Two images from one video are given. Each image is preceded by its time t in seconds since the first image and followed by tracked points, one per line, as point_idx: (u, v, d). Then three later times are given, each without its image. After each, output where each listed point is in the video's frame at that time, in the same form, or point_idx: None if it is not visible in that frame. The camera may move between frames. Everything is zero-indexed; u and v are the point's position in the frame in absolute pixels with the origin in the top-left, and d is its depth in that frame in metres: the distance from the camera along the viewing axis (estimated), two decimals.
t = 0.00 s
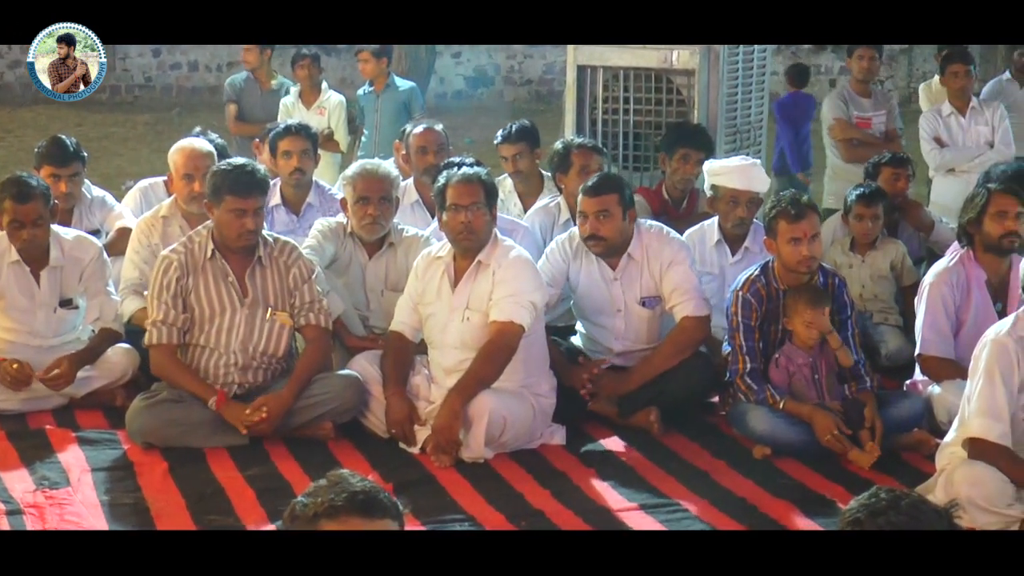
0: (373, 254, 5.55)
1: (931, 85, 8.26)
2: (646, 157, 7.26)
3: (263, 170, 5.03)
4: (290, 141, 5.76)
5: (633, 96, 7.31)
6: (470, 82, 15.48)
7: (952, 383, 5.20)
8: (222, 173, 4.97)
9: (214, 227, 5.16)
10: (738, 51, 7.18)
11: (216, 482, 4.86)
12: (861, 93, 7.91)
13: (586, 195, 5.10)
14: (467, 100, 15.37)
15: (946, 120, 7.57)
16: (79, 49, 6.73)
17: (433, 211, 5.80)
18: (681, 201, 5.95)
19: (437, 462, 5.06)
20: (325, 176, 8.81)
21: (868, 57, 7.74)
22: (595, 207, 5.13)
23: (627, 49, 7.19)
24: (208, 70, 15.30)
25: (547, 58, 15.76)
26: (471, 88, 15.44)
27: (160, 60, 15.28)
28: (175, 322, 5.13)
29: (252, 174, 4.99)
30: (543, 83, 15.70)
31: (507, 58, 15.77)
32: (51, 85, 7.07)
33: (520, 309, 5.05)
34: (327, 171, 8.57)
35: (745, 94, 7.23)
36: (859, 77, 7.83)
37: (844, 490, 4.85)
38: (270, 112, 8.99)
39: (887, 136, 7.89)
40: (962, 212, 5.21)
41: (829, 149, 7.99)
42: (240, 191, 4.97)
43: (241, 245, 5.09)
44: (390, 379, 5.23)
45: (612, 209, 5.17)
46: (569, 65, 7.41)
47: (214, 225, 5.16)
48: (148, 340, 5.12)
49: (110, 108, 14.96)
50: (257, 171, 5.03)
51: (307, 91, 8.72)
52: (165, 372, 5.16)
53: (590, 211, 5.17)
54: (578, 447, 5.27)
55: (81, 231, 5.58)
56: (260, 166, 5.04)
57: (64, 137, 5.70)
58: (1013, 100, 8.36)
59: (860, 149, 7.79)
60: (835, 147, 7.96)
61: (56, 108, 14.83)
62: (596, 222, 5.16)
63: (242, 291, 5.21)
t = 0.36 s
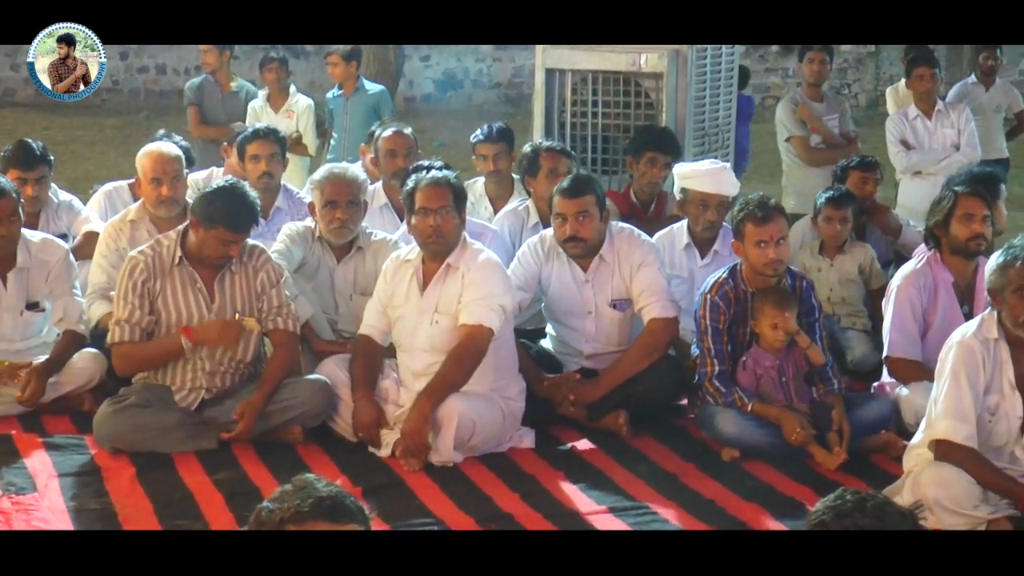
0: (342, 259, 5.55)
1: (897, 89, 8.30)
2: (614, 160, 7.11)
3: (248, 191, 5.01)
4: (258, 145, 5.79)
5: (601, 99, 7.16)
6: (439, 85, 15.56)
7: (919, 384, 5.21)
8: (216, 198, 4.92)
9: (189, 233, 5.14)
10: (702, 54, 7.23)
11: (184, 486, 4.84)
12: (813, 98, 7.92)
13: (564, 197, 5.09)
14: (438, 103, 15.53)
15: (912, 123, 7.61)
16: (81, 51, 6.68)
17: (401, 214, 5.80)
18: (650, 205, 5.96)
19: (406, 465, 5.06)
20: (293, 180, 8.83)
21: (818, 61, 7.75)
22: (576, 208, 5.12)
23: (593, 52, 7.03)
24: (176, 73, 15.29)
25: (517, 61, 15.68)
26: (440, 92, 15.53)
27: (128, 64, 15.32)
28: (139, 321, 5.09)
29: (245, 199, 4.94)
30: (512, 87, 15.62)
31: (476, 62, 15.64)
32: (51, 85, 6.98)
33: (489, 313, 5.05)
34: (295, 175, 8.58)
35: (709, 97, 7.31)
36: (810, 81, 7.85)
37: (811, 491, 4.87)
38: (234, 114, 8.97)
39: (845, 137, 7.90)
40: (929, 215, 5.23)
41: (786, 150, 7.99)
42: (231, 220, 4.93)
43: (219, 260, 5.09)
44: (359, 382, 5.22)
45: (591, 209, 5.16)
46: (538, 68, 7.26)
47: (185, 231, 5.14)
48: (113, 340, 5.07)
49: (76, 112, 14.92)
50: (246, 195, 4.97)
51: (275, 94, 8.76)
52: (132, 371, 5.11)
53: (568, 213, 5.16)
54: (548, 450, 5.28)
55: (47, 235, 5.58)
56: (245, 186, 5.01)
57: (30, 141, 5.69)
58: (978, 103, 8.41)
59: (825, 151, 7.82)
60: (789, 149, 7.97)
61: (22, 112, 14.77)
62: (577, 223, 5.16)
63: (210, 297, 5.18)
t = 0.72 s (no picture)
0: (309, 266, 5.54)
1: (863, 96, 8.34)
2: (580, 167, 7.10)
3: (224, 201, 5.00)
4: (226, 154, 5.83)
5: (568, 107, 7.17)
6: (407, 92, 15.50)
7: (886, 390, 5.24)
8: (194, 207, 4.91)
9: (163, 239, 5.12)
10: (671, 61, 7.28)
11: (150, 495, 4.81)
12: (788, 104, 7.93)
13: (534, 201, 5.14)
14: (405, 110, 15.45)
15: (878, 129, 7.65)
16: (79, 50, 6.94)
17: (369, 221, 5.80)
18: (617, 211, 6.00)
19: (374, 473, 5.05)
20: (261, 188, 8.88)
21: (789, 68, 7.82)
22: (545, 211, 5.16)
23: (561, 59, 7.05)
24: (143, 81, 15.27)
25: (485, 68, 15.31)
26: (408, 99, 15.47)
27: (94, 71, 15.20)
28: (120, 314, 5.06)
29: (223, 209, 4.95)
30: (480, 93, 15.24)
31: (445, 69, 15.41)
32: (51, 85, 7.30)
33: (457, 321, 5.05)
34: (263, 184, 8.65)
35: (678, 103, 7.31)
36: (783, 88, 7.87)
37: (778, 497, 4.88)
38: (194, 121, 8.79)
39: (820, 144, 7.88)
40: (894, 221, 5.25)
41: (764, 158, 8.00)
42: (205, 231, 4.92)
43: (193, 268, 5.07)
44: (326, 389, 5.21)
45: (561, 212, 5.20)
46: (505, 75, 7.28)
47: (159, 238, 5.12)
48: (92, 332, 5.03)
49: (42, 119, 14.89)
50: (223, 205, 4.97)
51: (242, 101, 8.87)
52: (113, 366, 5.06)
53: (539, 216, 5.20)
54: (516, 457, 5.28)
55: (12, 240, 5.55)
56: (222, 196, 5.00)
57: None
58: (943, 111, 8.45)
59: (798, 158, 7.83)
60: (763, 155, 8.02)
61: None
62: (548, 226, 5.19)
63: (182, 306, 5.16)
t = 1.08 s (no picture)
0: (277, 270, 5.53)
1: (829, 100, 8.39)
2: (549, 171, 7.10)
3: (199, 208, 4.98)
4: (193, 157, 5.80)
5: (538, 110, 7.16)
6: (375, 96, 15.45)
7: (854, 393, 5.24)
8: (169, 211, 4.89)
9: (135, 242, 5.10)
10: (640, 65, 7.32)
11: (118, 500, 4.79)
12: (771, 107, 7.89)
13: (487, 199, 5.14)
14: (372, 113, 15.42)
15: (845, 133, 7.68)
16: (79, 51, 6.99)
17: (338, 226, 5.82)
18: (586, 215, 6.01)
19: (343, 477, 5.04)
20: (227, 191, 8.86)
21: (773, 71, 7.77)
22: (498, 208, 5.17)
23: (530, 62, 7.06)
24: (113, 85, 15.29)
25: (452, 72, 15.36)
26: (376, 103, 15.44)
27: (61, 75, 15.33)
28: (90, 312, 5.03)
29: (197, 213, 4.93)
30: (448, 97, 15.32)
31: (412, 72, 15.43)
32: (52, 86, 7.28)
33: (424, 324, 5.06)
34: (230, 188, 8.66)
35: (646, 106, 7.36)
36: (768, 91, 7.84)
37: (747, 499, 4.90)
38: (157, 124, 8.72)
39: (799, 149, 7.89)
40: (862, 224, 5.27)
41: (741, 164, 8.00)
42: (180, 237, 4.91)
43: (164, 274, 5.05)
44: (295, 394, 5.21)
45: (514, 208, 5.22)
46: (473, 80, 7.27)
47: (132, 241, 5.10)
48: (63, 325, 4.99)
49: (10, 125, 14.93)
50: (196, 207, 4.96)
51: (209, 105, 8.93)
52: (79, 361, 5.01)
53: (493, 215, 5.21)
54: (485, 460, 5.28)
55: None
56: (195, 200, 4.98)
57: None
58: (909, 114, 8.48)
59: (776, 162, 7.79)
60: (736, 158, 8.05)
61: None
62: (502, 224, 5.20)
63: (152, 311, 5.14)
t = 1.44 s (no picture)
0: (255, 270, 5.52)
1: (806, 99, 8.42)
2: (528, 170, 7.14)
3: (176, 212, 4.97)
4: (169, 157, 5.80)
5: (516, 109, 7.18)
6: (353, 95, 15.77)
7: (832, 392, 5.25)
8: (146, 213, 4.87)
9: (111, 245, 5.09)
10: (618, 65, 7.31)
11: (95, 500, 4.77)
12: (751, 106, 7.90)
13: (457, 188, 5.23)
14: (349, 113, 15.78)
15: (822, 133, 7.68)
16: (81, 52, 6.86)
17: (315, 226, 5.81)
18: (564, 214, 6.05)
19: (321, 477, 5.03)
20: (204, 191, 8.85)
21: (757, 70, 7.78)
22: (467, 198, 5.26)
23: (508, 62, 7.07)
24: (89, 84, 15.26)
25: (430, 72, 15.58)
26: (354, 102, 15.76)
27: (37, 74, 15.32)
28: (59, 318, 5.01)
29: (175, 214, 4.92)
30: (426, 97, 15.65)
31: (390, 72, 15.71)
32: (52, 86, 7.13)
33: (402, 324, 5.06)
34: (208, 188, 8.66)
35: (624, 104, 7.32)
36: (750, 91, 7.84)
37: (725, 498, 4.91)
38: (135, 125, 8.77)
39: (777, 150, 7.90)
40: (839, 223, 5.29)
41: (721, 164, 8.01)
42: (158, 239, 4.90)
43: (142, 276, 5.05)
44: (273, 394, 5.20)
45: (483, 197, 5.30)
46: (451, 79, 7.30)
47: (108, 243, 5.09)
48: (28, 331, 4.97)
49: None
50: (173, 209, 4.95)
51: (186, 104, 8.91)
52: (39, 368, 4.99)
53: (462, 204, 5.30)
54: (463, 459, 5.28)
55: None
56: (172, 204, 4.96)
57: None
58: (887, 113, 8.49)
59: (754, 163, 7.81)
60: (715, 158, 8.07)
61: None
62: (471, 212, 5.29)
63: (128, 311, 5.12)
